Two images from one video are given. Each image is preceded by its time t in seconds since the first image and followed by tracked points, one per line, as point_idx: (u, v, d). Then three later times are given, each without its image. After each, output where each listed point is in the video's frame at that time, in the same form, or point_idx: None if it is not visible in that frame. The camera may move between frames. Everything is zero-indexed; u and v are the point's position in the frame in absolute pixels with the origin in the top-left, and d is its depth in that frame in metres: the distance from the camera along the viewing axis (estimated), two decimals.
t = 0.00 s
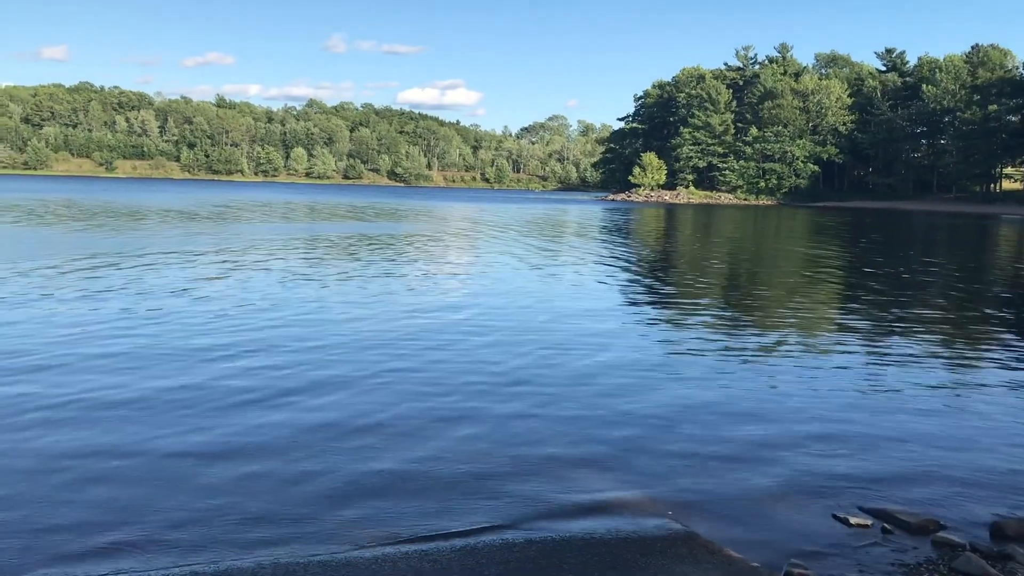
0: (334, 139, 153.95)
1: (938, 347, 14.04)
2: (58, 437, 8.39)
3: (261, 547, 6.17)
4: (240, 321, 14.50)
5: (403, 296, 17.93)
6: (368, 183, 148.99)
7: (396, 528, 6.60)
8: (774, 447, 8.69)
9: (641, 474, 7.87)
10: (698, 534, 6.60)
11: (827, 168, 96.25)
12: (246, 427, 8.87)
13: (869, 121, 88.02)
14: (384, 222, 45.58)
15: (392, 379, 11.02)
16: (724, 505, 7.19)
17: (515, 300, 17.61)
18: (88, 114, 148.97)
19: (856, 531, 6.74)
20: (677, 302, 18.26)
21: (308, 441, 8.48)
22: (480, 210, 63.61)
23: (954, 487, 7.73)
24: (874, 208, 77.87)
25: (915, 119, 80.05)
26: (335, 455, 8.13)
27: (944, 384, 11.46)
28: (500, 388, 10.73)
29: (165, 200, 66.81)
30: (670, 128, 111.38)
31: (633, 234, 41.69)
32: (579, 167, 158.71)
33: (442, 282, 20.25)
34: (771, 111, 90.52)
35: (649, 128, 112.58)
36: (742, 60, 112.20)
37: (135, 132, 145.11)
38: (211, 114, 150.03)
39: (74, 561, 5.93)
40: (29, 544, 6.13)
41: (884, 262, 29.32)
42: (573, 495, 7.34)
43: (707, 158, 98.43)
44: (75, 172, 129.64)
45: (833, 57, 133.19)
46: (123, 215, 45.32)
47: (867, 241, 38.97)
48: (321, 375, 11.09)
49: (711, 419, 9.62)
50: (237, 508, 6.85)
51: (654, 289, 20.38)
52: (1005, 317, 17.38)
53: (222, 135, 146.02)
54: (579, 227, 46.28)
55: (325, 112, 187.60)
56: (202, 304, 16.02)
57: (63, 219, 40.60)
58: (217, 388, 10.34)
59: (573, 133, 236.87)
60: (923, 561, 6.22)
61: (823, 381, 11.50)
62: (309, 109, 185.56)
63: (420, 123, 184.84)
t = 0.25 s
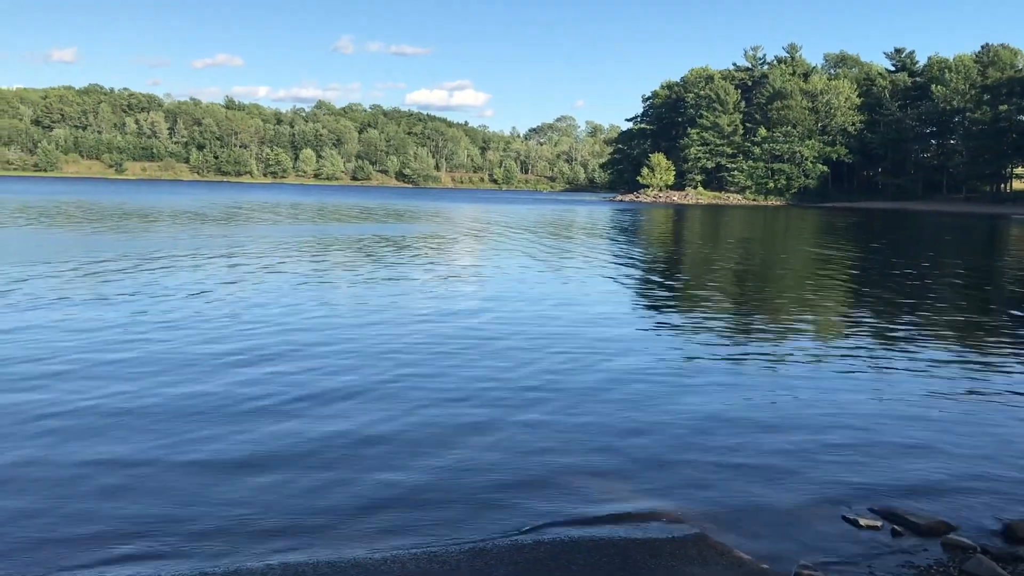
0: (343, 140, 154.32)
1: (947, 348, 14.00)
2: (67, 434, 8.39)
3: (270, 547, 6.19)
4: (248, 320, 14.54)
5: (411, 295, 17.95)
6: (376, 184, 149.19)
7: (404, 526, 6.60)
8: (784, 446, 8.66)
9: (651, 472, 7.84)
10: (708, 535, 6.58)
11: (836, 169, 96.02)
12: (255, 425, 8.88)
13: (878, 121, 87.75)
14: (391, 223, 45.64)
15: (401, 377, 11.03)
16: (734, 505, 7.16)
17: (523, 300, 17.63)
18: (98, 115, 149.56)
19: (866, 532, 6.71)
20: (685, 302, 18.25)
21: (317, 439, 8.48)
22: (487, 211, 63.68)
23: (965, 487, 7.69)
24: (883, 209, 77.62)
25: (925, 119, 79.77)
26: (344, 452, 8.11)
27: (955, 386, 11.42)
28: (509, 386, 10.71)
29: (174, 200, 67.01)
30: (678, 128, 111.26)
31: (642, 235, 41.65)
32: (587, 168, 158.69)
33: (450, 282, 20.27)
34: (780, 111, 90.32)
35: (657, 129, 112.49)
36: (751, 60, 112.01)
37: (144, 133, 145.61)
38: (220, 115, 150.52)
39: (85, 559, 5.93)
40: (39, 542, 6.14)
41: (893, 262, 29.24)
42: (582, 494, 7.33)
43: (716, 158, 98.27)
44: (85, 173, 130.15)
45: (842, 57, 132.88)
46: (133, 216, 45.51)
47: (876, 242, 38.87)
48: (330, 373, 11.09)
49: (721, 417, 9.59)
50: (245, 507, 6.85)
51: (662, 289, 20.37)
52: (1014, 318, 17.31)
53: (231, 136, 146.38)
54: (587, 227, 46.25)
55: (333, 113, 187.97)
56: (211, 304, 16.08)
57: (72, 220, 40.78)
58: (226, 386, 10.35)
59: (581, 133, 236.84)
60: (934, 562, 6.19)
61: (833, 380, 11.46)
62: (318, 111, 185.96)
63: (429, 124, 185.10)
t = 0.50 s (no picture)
0: (352, 142, 154.63)
1: (957, 350, 13.97)
2: (81, 440, 8.46)
3: (281, 550, 6.21)
4: (258, 324, 14.62)
5: (420, 299, 18.01)
6: (386, 186, 149.41)
7: (414, 530, 6.62)
8: (794, 449, 8.65)
9: (660, 476, 7.85)
10: (718, 538, 6.57)
11: (846, 171, 95.76)
12: (266, 429, 8.93)
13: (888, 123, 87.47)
14: (401, 226, 45.75)
15: (411, 381, 11.06)
16: (744, 508, 7.16)
17: (532, 303, 17.67)
18: (109, 118, 150.33)
19: (877, 535, 6.69)
20: (694, 305, 18.27)
21: (328, 444, 8.53)
22: (497, 214, 63.75)
23: (976, 491, 7.66)
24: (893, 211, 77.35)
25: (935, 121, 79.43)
26: (353, 458, 8.14)
27: (966, 389, 11.37)
28: (518, 390, 10.74)
29: (185, 203, 67.32)
30: (687, 130, 111.16)
31: (651, 237, 41.63)
32: (596, 170, 158.61)
33: (460, 285, 20.32)
34: (789, 113, 90.16)
35: (667, 131, 112.42)
36: (760, 62, 111.84)
37: (155, 136, 146.28)
38: (230, 119, 151.07)
39: (97, 563, 5.97)
40: (52, 547, 6.18)
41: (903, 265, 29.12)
42: (592, 498, 7.33)
43: (725, 160, 98.15)
44: (96, 175, 130.82)
45: (852, 58, 132.54)
46: (145, 218, 45.75)
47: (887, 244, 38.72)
48: (339, 378, 11.14)
49: (730, 422, 9.60)
50: (256, 512, 6.87)
51: (671, 291, 20.39)
52: None
53: (241, 139, 146.90)
54: (596, 229, 46.28)
55: (342, 116, 188.41)
56: (221, 307, 16.17)
57: (84, 222, 41.05)
58: (237, 391, 10.40)
59: (591, 135, 236.71)
60: (945, 566, 6.16)
61: (843, 384, 11.45)
62: (328, 113, 186.47)
63: (438, 126, 185.33)
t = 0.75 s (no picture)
0: (365, 146, 154.99)
1: (971, 354, 13.89)
2: (94, 440, 8.52)
3: (292, 552, 6.25)
4: (269, 326, 14.67)
5: (432, 302, 18.03)
6: (398, 189, 149.67)
7: (425, 532, 6.62)
8: (806, 452, 8.63)
9: (672, 478, 7.83)
10: (730, 542, 6.55)
11: (859, 174, 95.37)
12: (278, 430, 8.96)
13: (902, 126, 87.07)
14: (414, 228, 45.84)
15: (423, 383, 11.08)
16: (757, 511, 7.14)
17: (544, 306, 17.70)
18: (123, 121, 151.24)
19: (890, 539, 6.66)
20: (708, 308, 18.28)
21: (340, 444, 8.55)
22: (510, 217, 63.74)
23: (990, 495, 7.62)
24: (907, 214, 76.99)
25: (949, 124, 79.01)
26: (365, 458, 8.17)
27: (981, 392, 11.30)
28: (530, 391, 10.75)
29: (199, 206, 67.98)
30: (700, 134, 110.94)
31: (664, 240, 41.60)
32: (609, 172, 158.49)
33: (471, 288, 20.38)
34: (802, 117, 89.91)
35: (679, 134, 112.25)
36: (773, 65, 111.56)
37: (168, 139, 147.13)
38: (243, 122, 151.74)
39: (109, 565, 6.00)
40: (66, 546, 6.22)
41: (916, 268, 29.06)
42: (603, 500, 7.33)
43: (738, 163, 97.96)
44: (111, 178, 131.65)
45: (866, 61, 132.18)
46: (159, 221, 45.99)
47: (900, 248, 38.54)
48: (351, 379, 11.18)
49: (742, 424, 9.57)
50: (270, 513, 6.91)
51: (683, 295, 20.34)
52: None
53: (255, 142, 147.50)
54: (607, 232, 46.33)
55: (355, 119, 188.90)
56: (233, 310, 16.24)
57: (99, 224, 41.31)
58: (249, 392, 10.44)
59: (603, 138, 236.51)
60: (957, 572, 6.13)
61: (857, 387, 11.40)
62: (341, 117, 187.04)
63: (450, 129, 185.63)
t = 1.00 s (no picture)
0: (376, 147, 155.23)
1: (985, 358, 13.83)
2: (107, 441, 8.57)
3: (304, 553, 6.27)
4: (279, 328, 14.71)
5: (442, 304, 18.04)
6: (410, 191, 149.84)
7: (435, 534, 6.63)
8: (817, 458, 8.61)
9: (682, 483, 7.83)
10: (742, 545, 6.54)
11: (871, 177, 95.02)
12: (290, 433, 8.99)
13: (916, 129, 86.65)
14: (426, 230, 45.94)
15: (433, 386, 11.10)
16: (768, 516, 7.12)
17: (555, 309, 17.71)
18: (137, 122, 152.05)
19: (903, 544, 6.63)
20: (719, 311, 18.23)
21: (351, 448, 8.57)
22: (521, 220, 63.84)
23: (1004, 501, 7.57)
24: (920, 218, 76.62)
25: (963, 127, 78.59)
26: (375, 462, 8.18)
27: (995, 398, 11.24)
28: (540, 396, 10.77)
29: (211, 207, 68.32)
30: (712, 136, 110.75)
31: (675, 243, 41.53)
32: (620, 175, 158.34)
33: (482, 290, 20.41)
34: (815, 120, 89.64)
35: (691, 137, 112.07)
36: (785, 68, 111.27)
37: (181, 141, 147.81)
38: (256, 124, 152.29)
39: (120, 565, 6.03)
40: (78, 547, 6.26)
41: (930, 272, 28.90)
42: (614, 504, 7.32)
43: (750, 166, 97.73)
44: (124, 179, 132.34)
45: (879, 64, 131.77)
46: (173, 222, 46.26)
47: (913, 252, 38.33)
48: (362, 382, 11.22)
49: (753, 430, 9.55)
50: (283, 513, 6.94)
51: (694, 298, 20.26)
52: None
53: (267, 144, 147.99)
54: (619, 235, 46.31)
55: (367, 121, 189.42)
56: (243, 312, 16.29)
57: (114, 226, 41.56)
58: (261, 394, 10.48)
59: (615, 140, 236.35)
60: None
61: (870, 392, 11.36)
62: (353, 119, 187.56)
63: (462, 131, 185.81)
